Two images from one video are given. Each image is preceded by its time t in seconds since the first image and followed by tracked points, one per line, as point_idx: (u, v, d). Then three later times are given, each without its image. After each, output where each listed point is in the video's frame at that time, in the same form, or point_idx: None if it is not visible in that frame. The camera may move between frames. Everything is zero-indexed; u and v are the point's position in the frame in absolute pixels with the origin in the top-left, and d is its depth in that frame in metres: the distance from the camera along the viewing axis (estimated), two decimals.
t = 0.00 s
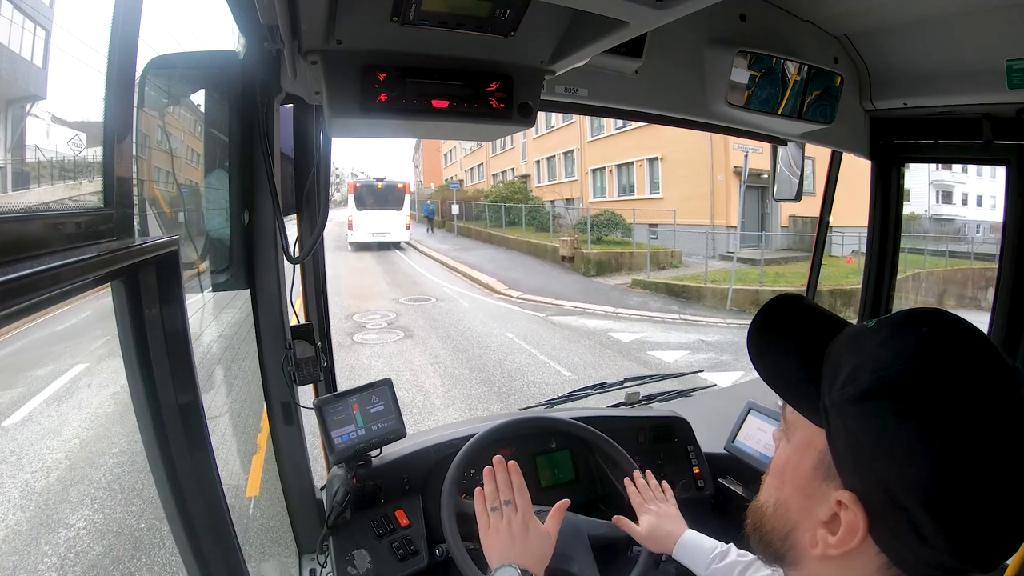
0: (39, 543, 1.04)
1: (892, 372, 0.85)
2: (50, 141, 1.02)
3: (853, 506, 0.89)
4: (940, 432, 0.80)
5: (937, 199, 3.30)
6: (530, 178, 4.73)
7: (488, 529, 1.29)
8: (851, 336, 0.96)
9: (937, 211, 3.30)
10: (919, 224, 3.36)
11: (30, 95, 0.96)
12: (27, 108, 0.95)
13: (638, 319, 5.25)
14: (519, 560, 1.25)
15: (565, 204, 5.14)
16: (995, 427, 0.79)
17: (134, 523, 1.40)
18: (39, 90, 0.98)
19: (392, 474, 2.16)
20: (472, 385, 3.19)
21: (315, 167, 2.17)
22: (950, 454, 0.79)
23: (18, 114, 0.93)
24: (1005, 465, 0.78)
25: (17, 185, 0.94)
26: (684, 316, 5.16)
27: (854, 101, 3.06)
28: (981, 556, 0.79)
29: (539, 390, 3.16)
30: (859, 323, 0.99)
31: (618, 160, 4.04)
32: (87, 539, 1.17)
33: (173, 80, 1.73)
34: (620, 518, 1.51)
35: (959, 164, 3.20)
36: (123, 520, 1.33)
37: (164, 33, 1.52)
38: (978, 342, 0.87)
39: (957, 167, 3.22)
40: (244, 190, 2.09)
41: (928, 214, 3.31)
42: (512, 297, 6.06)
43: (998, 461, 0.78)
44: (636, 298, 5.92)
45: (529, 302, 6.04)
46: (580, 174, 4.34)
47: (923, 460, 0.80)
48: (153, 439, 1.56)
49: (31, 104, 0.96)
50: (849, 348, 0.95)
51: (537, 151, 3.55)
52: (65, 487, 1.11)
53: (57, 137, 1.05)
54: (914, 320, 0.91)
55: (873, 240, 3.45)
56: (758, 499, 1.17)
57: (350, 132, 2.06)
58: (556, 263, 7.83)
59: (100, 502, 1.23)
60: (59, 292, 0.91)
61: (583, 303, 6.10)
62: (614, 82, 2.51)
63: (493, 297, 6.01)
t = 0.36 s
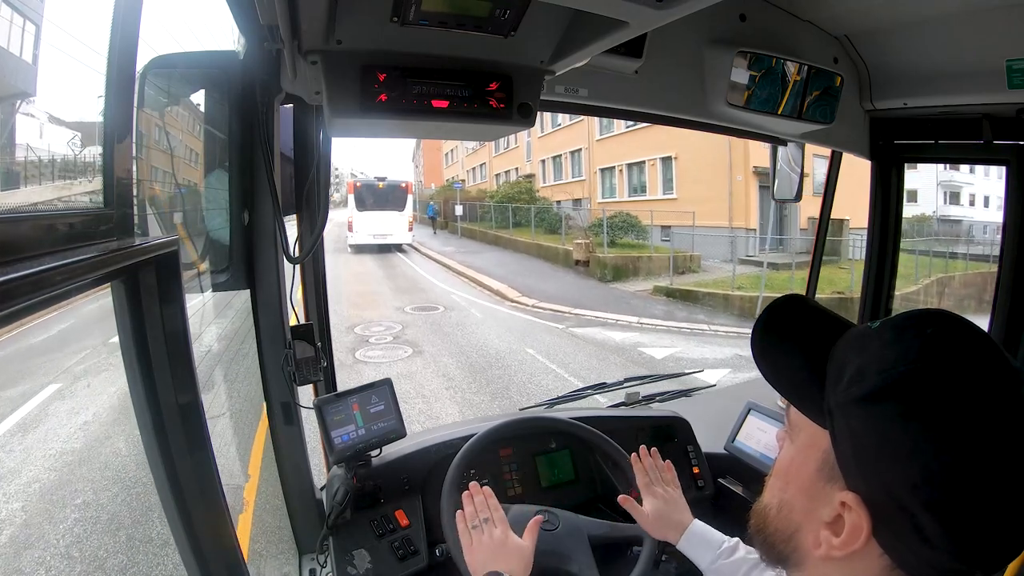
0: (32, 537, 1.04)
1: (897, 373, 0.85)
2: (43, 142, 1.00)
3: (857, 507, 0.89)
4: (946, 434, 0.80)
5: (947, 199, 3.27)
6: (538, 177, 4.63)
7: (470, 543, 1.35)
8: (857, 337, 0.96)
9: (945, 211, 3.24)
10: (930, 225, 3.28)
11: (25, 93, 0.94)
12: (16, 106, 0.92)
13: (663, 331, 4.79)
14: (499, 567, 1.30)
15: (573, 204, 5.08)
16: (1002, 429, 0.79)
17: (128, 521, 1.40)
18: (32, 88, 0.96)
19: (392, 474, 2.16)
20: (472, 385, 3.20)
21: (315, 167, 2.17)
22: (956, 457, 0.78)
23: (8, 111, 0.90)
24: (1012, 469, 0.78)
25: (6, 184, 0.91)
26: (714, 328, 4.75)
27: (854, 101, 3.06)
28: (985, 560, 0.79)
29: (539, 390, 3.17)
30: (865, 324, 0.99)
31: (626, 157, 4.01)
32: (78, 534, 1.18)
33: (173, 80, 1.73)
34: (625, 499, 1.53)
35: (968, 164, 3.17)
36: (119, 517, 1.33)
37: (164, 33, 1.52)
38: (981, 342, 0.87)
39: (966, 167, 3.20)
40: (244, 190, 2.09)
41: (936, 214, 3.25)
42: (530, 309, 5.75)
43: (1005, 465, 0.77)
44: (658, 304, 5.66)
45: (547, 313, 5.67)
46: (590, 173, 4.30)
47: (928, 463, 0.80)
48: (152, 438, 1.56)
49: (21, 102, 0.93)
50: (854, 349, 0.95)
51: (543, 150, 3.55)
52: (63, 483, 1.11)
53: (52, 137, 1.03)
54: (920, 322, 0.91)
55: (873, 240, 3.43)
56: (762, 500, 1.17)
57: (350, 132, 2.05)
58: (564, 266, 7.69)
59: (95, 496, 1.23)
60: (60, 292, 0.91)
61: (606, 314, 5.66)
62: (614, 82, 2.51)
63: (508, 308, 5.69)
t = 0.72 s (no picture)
0: (27, 534, 1.04)
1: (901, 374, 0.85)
2: (34, 140, 0.99)
3: (858, 507, 0.89)
4: (948, 435, 0.80)
5: (954, 200, 3.21)
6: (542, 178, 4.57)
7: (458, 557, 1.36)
8: (860, 337, 0.96)
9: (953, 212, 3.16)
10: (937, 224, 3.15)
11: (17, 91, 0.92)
12: (5, 101, 0.90)
13: (697, 341, 4.27)
14: None
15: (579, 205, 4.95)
16: (1004, 430, 0.79)
17: (127, 520, 1.40)
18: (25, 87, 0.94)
19: (392, 474, 2.16)
20: (472, 385, 3.20)
21: (315, 166, 2.17)
22: (958, 458, 0.78)
23: None
24: (1014, 470, 0.77)
25: None
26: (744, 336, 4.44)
27: (854, 101, 3.06)
28: (988, 562, 0.79)
29: (539, 389, 3.17)
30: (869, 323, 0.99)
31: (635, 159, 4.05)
32: (76, 532, 1.18)
33: (173, 80, 1.73)
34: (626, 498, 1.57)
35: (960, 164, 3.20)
36: (118, 514, 1.33)
37: (164, 33, 1.52)
38: (982, 342, 0.87)
39: (974, 167, 3.17)
40: (244, 190, 2.08)
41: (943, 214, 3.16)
42: (546, 317, 5.35)
43: (1007, 467, 0.77)
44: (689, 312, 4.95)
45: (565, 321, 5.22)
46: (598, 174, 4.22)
47: (930, 464, 0.80)
48: (152, 438, 1.56)
49: (11, 98, 0.91)
50: (858, 349, 0.95)
51: (548, 150, 3.52)
52: (60, 480, 1.11)
53: (44, 136, 1.02)
54: (924, 322, 0.91)
55: (873, 239, 3.42)
56: (763, 499, 1.17)
57: (350, 132, 2.05)
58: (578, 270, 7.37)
59: (94, 493, 1.24)
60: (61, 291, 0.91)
61: (629, 321, 5.19)
62: (614, 82, 2.51)
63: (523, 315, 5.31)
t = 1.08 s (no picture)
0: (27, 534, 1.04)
1: (907, 375, 0.84)
2: (27, 139, 0.97)
3: (864, 510, 0.89)
4: (953, 440, 0.79)
5: (963, 199, 3.10)
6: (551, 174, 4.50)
7: (472, 543, 1.36)
8: (868, 338, 0.96)
9: (962, 212, 3.06)
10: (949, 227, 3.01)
11: (10, 89, 0.90)
12: None
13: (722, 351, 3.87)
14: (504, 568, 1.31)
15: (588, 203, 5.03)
16: (1006, 435, 0.78)
17: (128, 521, 1.40)
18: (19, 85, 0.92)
19: (392, 475, 2.16)
20: (473, 384, 3.21)
21: (315, 166, 2.17)
22: (963, 462, 0.78)
23: None
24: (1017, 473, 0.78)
25: None
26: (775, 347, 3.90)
27: (854, 101, 3.06)
28: (991, 564, 0.79)
29: (540, 388, 3.17)
30: (875, 324, 0.99)
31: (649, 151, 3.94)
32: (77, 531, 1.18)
33: (173, 81, 1.72)
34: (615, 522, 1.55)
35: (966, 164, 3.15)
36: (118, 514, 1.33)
37: (163, 33, 1.52)
38: (989, 343, 0.86)
39: (981, 167, 3.12)
40: (244, 190, 2.08)
41: (952, 215, 3.04)
42: (565, 326, 4.57)
43: (1010, 470, 0.77)
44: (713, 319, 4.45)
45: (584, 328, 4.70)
46: (606, 173, 4.14)
47: (936, 467, 0.79)
48: (152, 438, 1.56)
49: None
50: (865, 351, 0.94)
51: (554, 148, 3.51)
52: (59, 481, 1.11)
53: (38, 135, 1.00)
54: (931, 323, 0.90)
55: (873, 240, 3.41)
56: (766, 499, 1.17)
57: (350, 132, 2.05)
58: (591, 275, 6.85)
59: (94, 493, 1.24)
60: (61, 292, 0.91)
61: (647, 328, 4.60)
62: (614, 82, 2.51)
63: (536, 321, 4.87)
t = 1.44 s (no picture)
0: (23, 533, 1.04)
1: (905, 374, 0.84)
2: (19, 138, 0.96)
3: (861, 509, 0.89)
4: (950, 439, 0.79)
5: (969, 199, 3.14)
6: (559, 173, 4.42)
7: (465, 547, 1.35)
8: (866, 336, 0.95)
9: (971, 212, 3.11)
10: (962, 227, 3.10)
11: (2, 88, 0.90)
12: None
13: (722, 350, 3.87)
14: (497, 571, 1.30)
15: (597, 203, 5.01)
16: (1005, 434, 0.78)
17: (130, 519, 1.40)
18: (13, 85, 0.92)
19: (392, 474, 2.16)
20: (473, 384, 3.21)
21: (315, 166, 2.17)
22: (960, 461, 0.78)
23: None
24: (1015, 473, 0.78)
25: None
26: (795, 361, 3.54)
27: (854, 101, 3.05)
28: (987, 563, 0.79)
29: (541, 388, 3.18)
30: (873, 322, 0.98)
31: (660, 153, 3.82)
32: (77, 529, 1.18)
33: (173, 80, 1.72)
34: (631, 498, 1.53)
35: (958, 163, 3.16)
36: (118, 514, 1.33)
37: (163, 33, 1.52)
38: (985, 342, 0.86)
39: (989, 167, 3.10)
40: (244, 190, 2.08)
41: (961, 214, 3.12)
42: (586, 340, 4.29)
43: (1008, 469, 0.77)
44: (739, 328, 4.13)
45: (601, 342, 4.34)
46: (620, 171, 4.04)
47: (933, 467, 0.79)
48: (152, 437, 1.56)
49: None
50: (863, 349, 0.94)
51: (559, 146, 3.49)
52: (56, 480, 1.11)
53: (30, 135, 0.98)
54: (929, 322, 0.90)
55: (873, 242, 3.40)
56: (763, 498, 1.17)
57: (350, 132, 2.05)
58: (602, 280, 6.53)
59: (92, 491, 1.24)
60: (60, 291, 0.91)
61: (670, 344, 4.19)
62: (614, 82, 2.51)
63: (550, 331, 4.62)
